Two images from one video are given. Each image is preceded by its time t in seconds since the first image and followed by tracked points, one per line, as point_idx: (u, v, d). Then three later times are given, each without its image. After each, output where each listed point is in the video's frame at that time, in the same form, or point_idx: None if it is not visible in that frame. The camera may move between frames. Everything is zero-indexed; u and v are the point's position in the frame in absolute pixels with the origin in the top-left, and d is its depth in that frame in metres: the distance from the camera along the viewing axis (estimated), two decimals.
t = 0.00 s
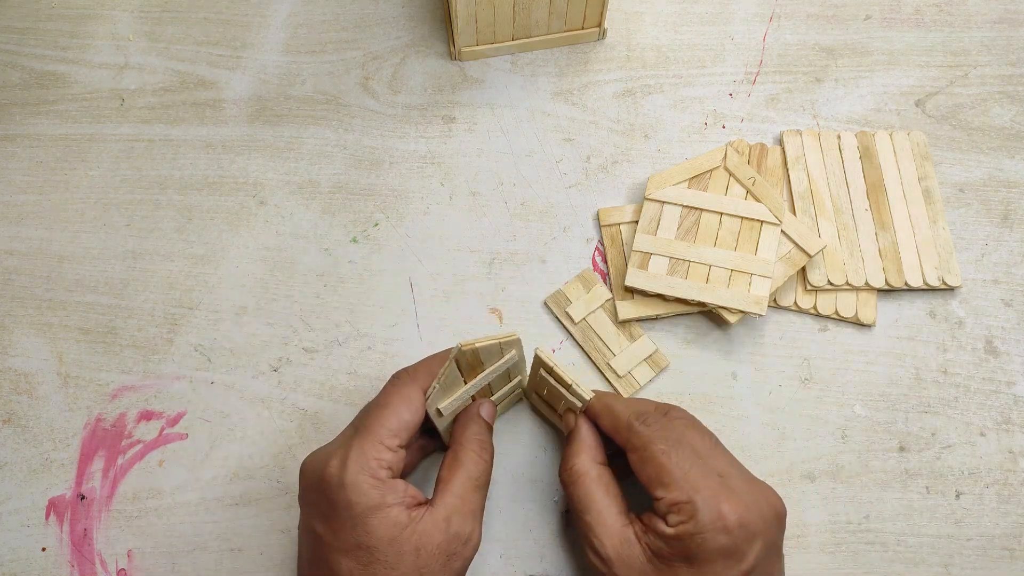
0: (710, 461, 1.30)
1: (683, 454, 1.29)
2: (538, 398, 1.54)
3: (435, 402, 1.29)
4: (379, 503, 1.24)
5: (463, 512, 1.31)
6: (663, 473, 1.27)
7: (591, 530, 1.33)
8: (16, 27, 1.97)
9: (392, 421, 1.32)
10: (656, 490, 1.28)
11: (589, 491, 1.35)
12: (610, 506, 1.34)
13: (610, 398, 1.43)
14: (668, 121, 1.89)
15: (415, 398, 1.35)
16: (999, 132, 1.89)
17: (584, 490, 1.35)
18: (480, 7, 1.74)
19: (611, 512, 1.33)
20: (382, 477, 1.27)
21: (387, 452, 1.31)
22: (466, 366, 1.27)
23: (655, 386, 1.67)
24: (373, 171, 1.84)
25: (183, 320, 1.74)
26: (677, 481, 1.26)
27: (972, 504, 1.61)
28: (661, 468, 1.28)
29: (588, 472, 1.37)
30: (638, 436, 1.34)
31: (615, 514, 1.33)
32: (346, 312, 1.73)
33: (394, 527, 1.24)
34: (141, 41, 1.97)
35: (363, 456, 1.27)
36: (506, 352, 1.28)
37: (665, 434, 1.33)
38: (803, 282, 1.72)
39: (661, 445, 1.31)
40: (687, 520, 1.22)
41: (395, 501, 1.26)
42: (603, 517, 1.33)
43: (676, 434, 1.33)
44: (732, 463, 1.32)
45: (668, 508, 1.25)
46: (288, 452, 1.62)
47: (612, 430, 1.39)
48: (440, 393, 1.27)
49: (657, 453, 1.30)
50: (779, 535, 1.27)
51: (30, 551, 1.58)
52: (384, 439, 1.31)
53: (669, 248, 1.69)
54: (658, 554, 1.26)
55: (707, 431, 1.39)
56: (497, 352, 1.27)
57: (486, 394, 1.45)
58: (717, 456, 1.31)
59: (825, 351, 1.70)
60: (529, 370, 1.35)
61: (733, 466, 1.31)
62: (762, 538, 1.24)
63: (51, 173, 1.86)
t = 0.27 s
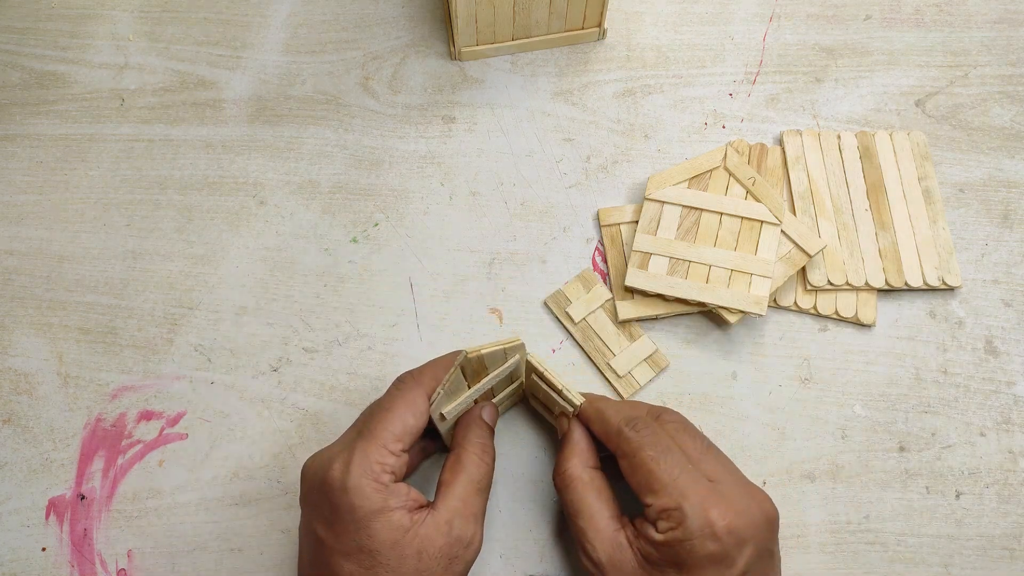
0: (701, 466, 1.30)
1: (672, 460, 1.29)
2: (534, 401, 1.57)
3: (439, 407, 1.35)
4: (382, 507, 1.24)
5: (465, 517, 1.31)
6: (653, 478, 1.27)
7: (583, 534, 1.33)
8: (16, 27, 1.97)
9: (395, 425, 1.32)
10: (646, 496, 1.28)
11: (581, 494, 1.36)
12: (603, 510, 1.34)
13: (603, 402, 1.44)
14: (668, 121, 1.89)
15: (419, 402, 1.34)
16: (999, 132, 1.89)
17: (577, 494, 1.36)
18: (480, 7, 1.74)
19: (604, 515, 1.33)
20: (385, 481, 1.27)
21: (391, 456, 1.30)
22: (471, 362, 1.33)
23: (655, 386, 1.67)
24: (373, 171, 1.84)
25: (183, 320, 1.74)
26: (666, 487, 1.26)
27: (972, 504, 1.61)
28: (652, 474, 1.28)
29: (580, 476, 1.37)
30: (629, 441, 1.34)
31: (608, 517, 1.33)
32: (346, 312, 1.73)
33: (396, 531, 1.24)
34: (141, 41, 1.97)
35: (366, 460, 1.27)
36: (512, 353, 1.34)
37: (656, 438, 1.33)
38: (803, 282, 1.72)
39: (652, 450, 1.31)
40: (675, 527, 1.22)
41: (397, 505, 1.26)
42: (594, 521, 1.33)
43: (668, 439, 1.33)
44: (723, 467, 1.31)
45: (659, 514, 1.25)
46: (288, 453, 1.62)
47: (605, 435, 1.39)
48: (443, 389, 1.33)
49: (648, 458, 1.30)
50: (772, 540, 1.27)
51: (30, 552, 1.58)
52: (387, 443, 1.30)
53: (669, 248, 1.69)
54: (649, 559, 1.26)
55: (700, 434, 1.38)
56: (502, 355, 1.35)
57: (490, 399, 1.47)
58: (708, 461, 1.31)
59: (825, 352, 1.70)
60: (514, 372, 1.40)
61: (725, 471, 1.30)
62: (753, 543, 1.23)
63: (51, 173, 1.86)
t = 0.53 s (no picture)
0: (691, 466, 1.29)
1: (662, 460, 1.28)
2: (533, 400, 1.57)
3: (444, 412, 1.35)
4: (384, 509, 1.24)
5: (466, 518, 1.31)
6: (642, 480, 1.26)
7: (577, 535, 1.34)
8: (16, 27, 1.97)
9: (399, 427, 1.32)
10: (636, 497, 1.27)
11: (574, 496, 1.36)
12: (596, 511, 1.34)
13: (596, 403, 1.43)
14: (668, 121, 1.89)
15: (423, 406, 1.35)
16: (999, 133, 1.89)
17: (570, 496, 1.36)
18: (480, 7, 1.74)
19: (597, 515, 1.34)
20: (387, 484, 1.26)
21: (393, 459, 1.30)
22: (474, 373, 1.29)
23: (654, 386, 1.67)
24: (373, 171, 1.84)
25: (183, 320, 1.74)
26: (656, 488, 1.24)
27: (972, 504, 1.61)
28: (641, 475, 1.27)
29: (573, 477, 1.38)
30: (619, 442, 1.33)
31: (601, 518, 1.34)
32: (346, 312, 1.73)
33: (397, 533, 1.24)
34: (141, 41, 1.97)
35: (369, 462, 1.27)
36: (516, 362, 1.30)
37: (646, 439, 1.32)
38: (803, 282, 1.72)
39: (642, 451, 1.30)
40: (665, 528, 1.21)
41: (399, 507, 1.26)
42: (587, 521, 1.33)
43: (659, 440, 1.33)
44: (715, 467, 1.30)
45: (649, 516, 1.24)
46: (288, 453, 1.62)
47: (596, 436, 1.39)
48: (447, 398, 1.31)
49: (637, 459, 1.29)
50: (765, 539, 1.26)
51: (30, 552, 1.58)
52: (390, 445, 1.30)
53: (669, 248, 1.69)
54: (641, 560, 1.26)
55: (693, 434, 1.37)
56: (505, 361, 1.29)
57: (490, 399, 1.47)
58: (700, 461, 1.30)
59: (825, 351, 1.70)
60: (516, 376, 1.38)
61: (717, 471, 1.29)
62: (744, 543, 1.22)
63: (51, 173, 1.86)
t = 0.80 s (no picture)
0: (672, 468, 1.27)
1: (642, 461, 1.26)
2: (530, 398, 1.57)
3: (445, 412, 1.34)
4: (381, 506, 1.23)
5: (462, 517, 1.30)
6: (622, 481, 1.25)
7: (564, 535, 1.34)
8: (15, 27, 1.97)
9: (400, 426, 1.32)
10: (617, 498, 1.25)
11: (560, 496, 1.37)
12: (582, 510, 1.34)
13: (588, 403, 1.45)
14: (668, 121, 1.89)
15: (424, 405, 1.36)
16: (999, 133, 1.89)
17: (558, 497, 1.37)
18: (481, 7, 1.74)
19: (583, 513, 1.34)
20: (385, 481, 1.26)
21: (393, 457, 1.30)
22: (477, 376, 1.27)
23: (654, 386, 1.67)
24: (373, 171, 1.84)
25: (183, 320, 1.74)
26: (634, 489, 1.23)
27: (972, 504, 1.61)
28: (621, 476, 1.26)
29: (561, 477, 1.38)
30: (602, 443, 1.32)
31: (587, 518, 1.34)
32: (346, 312, 1.73)
33: (394, 530, 1.23)
34: (141, 41, 1.97)
35: (368, 458, 1.26)
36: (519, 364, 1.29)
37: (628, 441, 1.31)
38: (803, 282, 1.72)
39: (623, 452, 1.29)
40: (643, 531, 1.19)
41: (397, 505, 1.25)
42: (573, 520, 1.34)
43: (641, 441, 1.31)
44: (699, 470, 1.29)
45: (628, 517, 1.23)
46: (288, 453, 1.62)
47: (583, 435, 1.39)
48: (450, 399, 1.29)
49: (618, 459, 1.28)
50: (748, 543, 1.23)
51: (30, 552, 1.58)
52: (390, 443, 1.30)
53: (669, 248, 1.69)
54: (622, 561, 1.26)
55: (678, 436, 1.36)
56: (507, 363, 1.27)
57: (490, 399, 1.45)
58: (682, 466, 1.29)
59: (825, 351, 1.70)
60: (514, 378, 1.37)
61: (700, 473, 1.28)
62: (725, 547, 1.20)
63: (51, 173, 1.86)
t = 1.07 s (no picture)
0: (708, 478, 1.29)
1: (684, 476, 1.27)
2: (539, 395, 1.46)
3: (405, 380, 1.27)
4: (343, 471, 1.26)
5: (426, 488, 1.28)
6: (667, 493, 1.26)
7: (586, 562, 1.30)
8: (15, 27, 1.97)
9: (366, 391, 1.34)
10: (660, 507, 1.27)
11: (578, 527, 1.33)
12: (599, 548, 1.30)
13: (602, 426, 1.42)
14: (668, 121, 1.89)
15: (387, 369, 1.36)
16: (999, 133, 1.89)
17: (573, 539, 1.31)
18: (481, 7, 1.74)
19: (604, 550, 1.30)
20: (349, 447, 1.29)
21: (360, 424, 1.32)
22: (439, 355, 1.20)
23: (654, 386, 1.67)
24: (373, 171, 1.84)
25: (183, 320, 1.74)
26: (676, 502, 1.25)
27: (972, 504, 1.61)
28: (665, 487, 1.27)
29: (572, 515, 1.34)
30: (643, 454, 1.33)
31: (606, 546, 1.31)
32: (346, 312, 1.73)
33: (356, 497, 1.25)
34: (141, 41, 1.97)
35: (330, 425, 1.30)
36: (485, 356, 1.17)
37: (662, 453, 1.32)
38: (803, 282, 1.72)
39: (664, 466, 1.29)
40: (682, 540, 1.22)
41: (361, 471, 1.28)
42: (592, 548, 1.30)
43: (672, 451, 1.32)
44: (730, 481, 1.30)
45: (669, 527, 1.24)
46: (288, 453, 1.62)
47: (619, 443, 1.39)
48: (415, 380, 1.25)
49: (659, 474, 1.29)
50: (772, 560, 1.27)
51: (30, 552, 1.57)
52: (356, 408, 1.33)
53: (669, 248, 1.69)
54: None
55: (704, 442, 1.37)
56: (479, 347, 1.16)
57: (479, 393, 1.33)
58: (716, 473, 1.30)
59: (825, 351, 1.70)
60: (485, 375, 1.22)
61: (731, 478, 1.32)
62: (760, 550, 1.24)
63: (51, 173, 1.86)
